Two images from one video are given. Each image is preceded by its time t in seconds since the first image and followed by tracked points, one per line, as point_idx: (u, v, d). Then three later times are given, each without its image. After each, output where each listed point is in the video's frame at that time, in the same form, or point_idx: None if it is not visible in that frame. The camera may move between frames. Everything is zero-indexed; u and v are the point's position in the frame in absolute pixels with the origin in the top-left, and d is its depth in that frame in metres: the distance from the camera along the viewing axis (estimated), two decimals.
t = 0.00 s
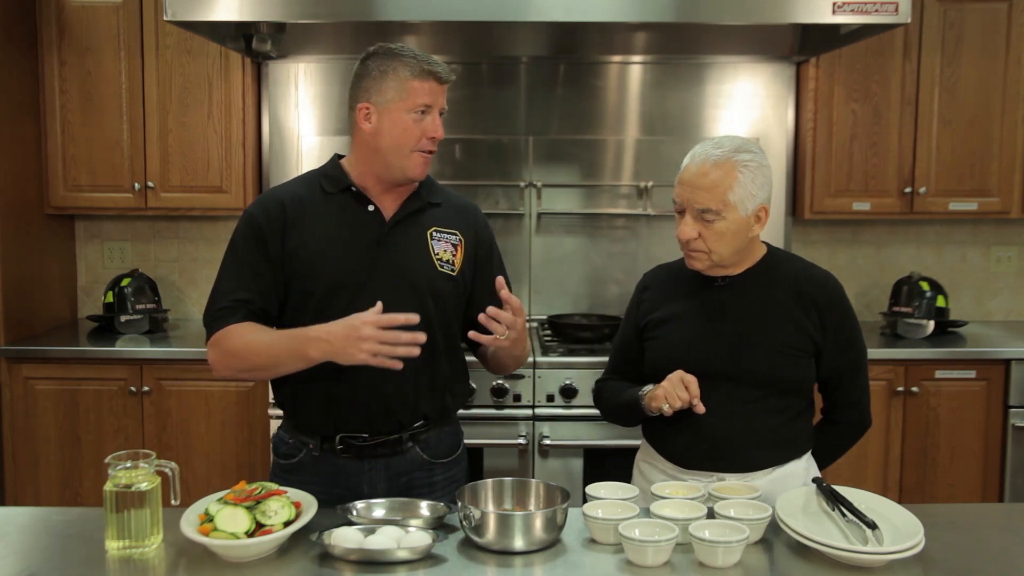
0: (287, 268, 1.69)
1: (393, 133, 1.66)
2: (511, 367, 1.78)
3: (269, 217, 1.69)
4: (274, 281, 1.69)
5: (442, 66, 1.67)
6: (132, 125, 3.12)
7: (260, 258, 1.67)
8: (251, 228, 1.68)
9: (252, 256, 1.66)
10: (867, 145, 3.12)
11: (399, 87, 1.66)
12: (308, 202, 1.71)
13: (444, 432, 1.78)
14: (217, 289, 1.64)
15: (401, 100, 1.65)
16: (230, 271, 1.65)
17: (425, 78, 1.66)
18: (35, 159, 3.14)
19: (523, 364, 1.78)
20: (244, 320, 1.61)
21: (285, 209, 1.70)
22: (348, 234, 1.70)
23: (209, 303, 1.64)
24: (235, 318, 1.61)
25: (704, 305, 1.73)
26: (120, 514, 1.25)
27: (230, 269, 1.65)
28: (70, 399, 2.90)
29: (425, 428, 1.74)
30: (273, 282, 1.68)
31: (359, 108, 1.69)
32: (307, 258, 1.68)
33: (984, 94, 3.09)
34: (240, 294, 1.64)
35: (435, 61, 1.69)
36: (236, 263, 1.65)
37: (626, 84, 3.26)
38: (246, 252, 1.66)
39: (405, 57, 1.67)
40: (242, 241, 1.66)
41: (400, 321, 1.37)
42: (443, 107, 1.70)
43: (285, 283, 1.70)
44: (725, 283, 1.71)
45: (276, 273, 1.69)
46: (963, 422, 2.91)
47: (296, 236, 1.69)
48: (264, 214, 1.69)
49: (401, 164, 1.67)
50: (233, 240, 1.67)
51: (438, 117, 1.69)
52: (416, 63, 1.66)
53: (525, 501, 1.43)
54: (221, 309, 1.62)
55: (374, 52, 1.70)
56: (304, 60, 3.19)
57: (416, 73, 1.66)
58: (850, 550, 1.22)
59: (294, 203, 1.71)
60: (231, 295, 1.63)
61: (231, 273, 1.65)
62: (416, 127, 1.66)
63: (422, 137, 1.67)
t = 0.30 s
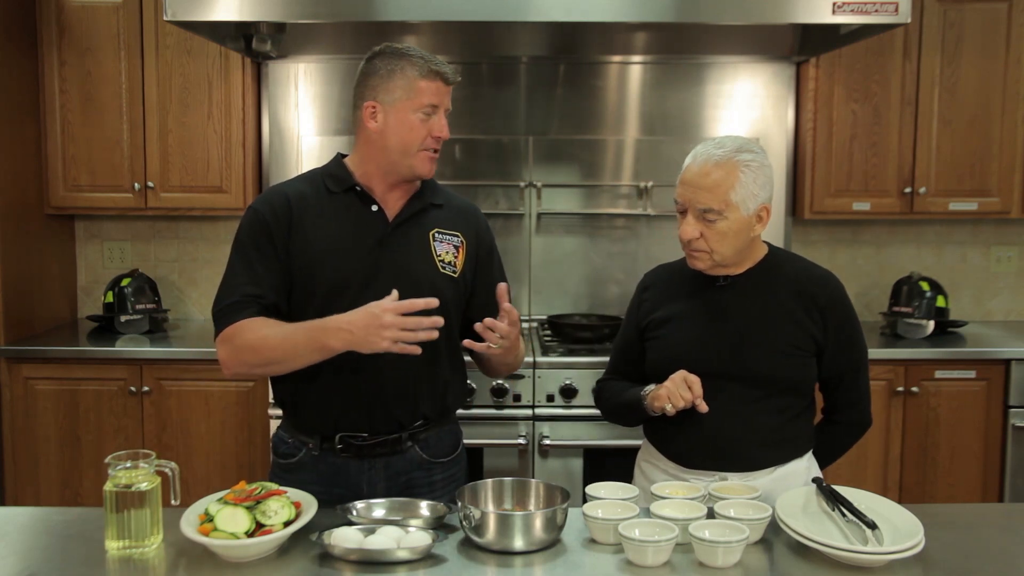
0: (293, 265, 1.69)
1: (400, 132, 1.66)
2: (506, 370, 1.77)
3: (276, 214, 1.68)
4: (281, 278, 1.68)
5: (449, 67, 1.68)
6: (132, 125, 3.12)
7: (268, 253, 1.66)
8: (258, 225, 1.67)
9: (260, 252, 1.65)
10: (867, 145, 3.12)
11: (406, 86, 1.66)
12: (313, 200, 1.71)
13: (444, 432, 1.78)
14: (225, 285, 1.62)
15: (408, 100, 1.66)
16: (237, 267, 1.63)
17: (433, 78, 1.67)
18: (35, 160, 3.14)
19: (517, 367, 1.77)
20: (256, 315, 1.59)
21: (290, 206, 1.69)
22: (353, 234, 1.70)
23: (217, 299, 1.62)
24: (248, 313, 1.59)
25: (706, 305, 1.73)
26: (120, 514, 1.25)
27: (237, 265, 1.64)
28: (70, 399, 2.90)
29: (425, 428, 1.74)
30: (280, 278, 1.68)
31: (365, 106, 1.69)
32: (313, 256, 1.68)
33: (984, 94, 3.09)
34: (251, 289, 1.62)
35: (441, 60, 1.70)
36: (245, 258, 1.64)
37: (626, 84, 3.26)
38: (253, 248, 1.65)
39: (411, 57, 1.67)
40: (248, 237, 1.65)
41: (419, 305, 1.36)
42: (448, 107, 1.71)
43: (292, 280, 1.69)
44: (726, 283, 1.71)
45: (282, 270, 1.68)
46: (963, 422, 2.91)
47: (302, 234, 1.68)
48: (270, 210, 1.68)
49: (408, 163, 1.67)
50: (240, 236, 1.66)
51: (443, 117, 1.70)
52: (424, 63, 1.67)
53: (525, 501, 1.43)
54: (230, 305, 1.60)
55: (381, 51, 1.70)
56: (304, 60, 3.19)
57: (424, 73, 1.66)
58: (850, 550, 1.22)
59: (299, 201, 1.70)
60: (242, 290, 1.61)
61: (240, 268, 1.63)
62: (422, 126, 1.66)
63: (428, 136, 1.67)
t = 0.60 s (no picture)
0: (296, 264, 1.68)
1: (407, 136, 1.66)
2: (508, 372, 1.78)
3: (281, 213, 1.67)
4: (284, 277, 1.67)
5: (460, 73, 1.68)
6: (132, 125, 3.12)
7: (272, 253, 1.66)
8: (262, 223, 1.66)
9: (264, 251, 1.65)
10: (867, 145, 3.12)
11: (417, 90, 1.66)
12: (318, 199, 1.71)
13: (445, 431, 1.78)
14: (229, 284, 1.62)
15: (418, 104, 1.66)
16: (241, 265, 1.63)
17: (443, 84, 1.67)
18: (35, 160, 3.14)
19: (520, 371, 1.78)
20: (260, 315, 1.60)
21: (295, 204, 1.69)
22: (356, 233, 1.69)
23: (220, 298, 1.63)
24: (251, 313, 1.59)
25: (706, 304, 1.73)
26: (120, 514, 1.25)
27: (241, 263, 1.63)
28: (70, 398, 2.90)
29: (425, 427, 1.74)
30: (283, 278, 1.67)
31: (373, 108, 1.69)
32: (318, 256, 1.68)
33: (983, 94, 3.09)
34: (253, 289, 1.62)
35: (452, 67, 1.70)
36: (248, 258, 1.64)
37: (626, 84, 3.26)
38: (257, 247, 1.65)
39: (423, 62, 1.67)
40: (253, 236, 1.65)
41: (426, 315, 1.37)
42: (456, 113, 1.71)
43: (295, 280, 1.69)
44: (728, 283, 1.71)
45: (286, 269, 1.68)
46: (963, 421, 2.91)
47: (306, 233, 1.68)
48: (275, 208, 1.67)
49: (413, 166, 1.67)
50: (244, 233, 1.66)
51: (451, 123, 1.70)
52: (436, 68, 1.67)
53: (525, 501, 1.43)
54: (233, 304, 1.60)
55: (394, 53, 1.70)
56: (304, 60, 3.19)
57: (435, 78, 1.66)
58: (850, 550, 1.22)
59: (304, 200, 1.70)
60: (245, 289, 1.61)
61: (244, 267, 1.63)
62: (431, 131, 1.67)
63: (434, 141, 1.68)
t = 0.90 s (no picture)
0: (299, 265, 1.68)
1: (411, 138, 1.66)
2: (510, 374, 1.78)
3: (284, 213, 1.67)
4: (287, 277, 1.67)
5: (466, 77, 1.67)
6: (132, 125, 3.12)
7: (275, 253, 1.66)
8: (265, 223, 1.66)
9: (267, 251, 1.65)
10: (867, 145, 3.12)
11: (422, 92, 1.66)
12: (321, 199, 1.70)
13: (445, 431, 1.78)
14: (232, 283, 1.62)
15: (422, 107, 1.66)
16: (243, 265, 1.63)
17: (448, 87, 1.66)
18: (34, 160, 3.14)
19: (521, 373, 1.78)
20: (261, 316, 1.60)
21: (298, 204, 1.69)
22: (359, 234, 1.69)
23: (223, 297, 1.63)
24: (253, 314, 1.60)
25: (706, 304, 1.72)
26: (120, 514, 1.25)
27: (244, 262, 1.63)
28: (70, 398, 2.90)
29: (426, 427, 1.74)
30: (286, 278, 1.67)
31: (378, 109, 1.69)
32: (321, 255, 1.67)
33: (984, 94, 3.09)
34: (255, 290, 1.62)
35: (458, 71, 1.69)
36: (251, 257, 1.64)
37: (626, 84, 3.26)
38: (260, 247, 1.64)
39: (429, 64, 1.67)
40: (256, 235, 1.65)
41: (427, 318, 1.38)
42: (460, 116, 1.70)
43: (298, 280, 1.69)
44: (729, 283, 1.71)
45: (289, 269, 1.68)
46: (963, 422, 2.91)
47: (309, 233, 1.68)
48: (278, 208, 1.67)
49: (416, 169, 1.67)
50: (247, 233, 1.66)
51: (456, 127, 1.69)
52: (441, 71, 1.66)
53: (525, 501, 1.43)
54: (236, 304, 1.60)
55: (401, 54, 1.69)
56: (304, 60, 3.19)
57: (441, 81, 1.66)
58: (851, 550, 1.22)
59: (307, 200, 1.70)
60: (248, 289, 1.61)
61: (247, 267, 1.63)
62: (434, 134, 1.66)
63: (438, 145, 1.67)
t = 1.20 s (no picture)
0: (299, 265, 1.68)
1: (413, 140, 1.66)
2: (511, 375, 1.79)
3: (284, 213, 1.67)
4: (288, 277, 1.67)
5: (468, 79, 1.67)
6: (132, 125, 3.12)
7: (275, 253, 1.66)
8: (266, 223, 1.66)
9: (267, 252, 1.65)
10: (867, 145, 3.12)
11: (424, 94, 1.66)
12: (322, 199, 1.70)
13: (445, 431, 1.78)
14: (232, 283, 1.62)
15: (424, 109, 1.65)
16: (244, 265, 1.63)
17: (450, 89, 1.66)
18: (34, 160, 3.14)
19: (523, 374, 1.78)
20: (261, 317, 1.60)
21: (299, 204, 1.69)
22: (360, 234, 1.69)
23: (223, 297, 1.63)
24: (253, 315, 1.60)
25: (705, 304, 1.72)
26: (120, 514, 1.25)
27: (244, 263, 1.63)
28: (70, 398, 2.90)
29: (426, 426, 1.74)
30: (287, 278, 1.67)
31: (381, 111, 1.69)
32: (321, 256, 1.67)
33: (983, 94, 3.09)
34: (255, 290, 1.62)
35: (461, 72, 1.69)
36: (251, 257, 1.64)
37: (626, 84, 3.26)
38: (261, 247, 1.64)
39: (431, 66, 1.67)
40: (256, 235, 1.65)
41: (425, 329, 1.36)
42: (462, 118, 1.70)
43: (298, 281, 1.69)
44: (730, 285, 1.71)
45: (289, 269, 1.68)
46: (963, 422, 2.91)
47: (310, 233, 1.68)
48: (279, 208, 1.67)
49: (418, 171, 1.67)
50: (248, 233, 1.66)
51: (458, 128, 1.69)
52: (443, 73, 1.66)
53: (525, 501, 1.43)
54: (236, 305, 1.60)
55: (403, 56, 1.69)
56: (304, 60, 3.19)
57: (442, 83, 1.66)
58: (851, 550, 1.22)
59: (307, 200, 1.70)
60: (248, 290, 1.61)
61: (247, 267, 1.63)
62: (436, 135, 1.66)
63: (440, 146, 1.67)
